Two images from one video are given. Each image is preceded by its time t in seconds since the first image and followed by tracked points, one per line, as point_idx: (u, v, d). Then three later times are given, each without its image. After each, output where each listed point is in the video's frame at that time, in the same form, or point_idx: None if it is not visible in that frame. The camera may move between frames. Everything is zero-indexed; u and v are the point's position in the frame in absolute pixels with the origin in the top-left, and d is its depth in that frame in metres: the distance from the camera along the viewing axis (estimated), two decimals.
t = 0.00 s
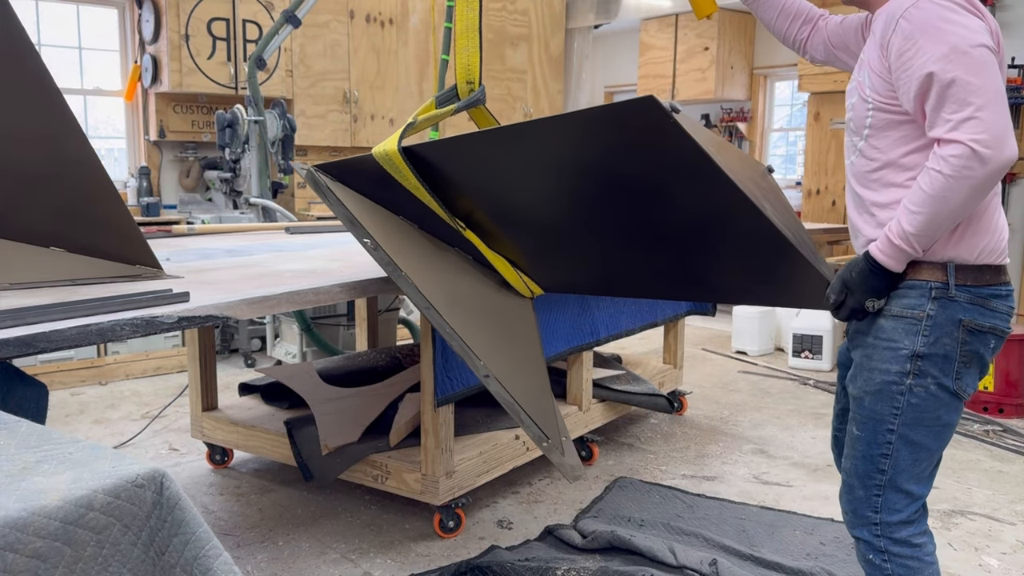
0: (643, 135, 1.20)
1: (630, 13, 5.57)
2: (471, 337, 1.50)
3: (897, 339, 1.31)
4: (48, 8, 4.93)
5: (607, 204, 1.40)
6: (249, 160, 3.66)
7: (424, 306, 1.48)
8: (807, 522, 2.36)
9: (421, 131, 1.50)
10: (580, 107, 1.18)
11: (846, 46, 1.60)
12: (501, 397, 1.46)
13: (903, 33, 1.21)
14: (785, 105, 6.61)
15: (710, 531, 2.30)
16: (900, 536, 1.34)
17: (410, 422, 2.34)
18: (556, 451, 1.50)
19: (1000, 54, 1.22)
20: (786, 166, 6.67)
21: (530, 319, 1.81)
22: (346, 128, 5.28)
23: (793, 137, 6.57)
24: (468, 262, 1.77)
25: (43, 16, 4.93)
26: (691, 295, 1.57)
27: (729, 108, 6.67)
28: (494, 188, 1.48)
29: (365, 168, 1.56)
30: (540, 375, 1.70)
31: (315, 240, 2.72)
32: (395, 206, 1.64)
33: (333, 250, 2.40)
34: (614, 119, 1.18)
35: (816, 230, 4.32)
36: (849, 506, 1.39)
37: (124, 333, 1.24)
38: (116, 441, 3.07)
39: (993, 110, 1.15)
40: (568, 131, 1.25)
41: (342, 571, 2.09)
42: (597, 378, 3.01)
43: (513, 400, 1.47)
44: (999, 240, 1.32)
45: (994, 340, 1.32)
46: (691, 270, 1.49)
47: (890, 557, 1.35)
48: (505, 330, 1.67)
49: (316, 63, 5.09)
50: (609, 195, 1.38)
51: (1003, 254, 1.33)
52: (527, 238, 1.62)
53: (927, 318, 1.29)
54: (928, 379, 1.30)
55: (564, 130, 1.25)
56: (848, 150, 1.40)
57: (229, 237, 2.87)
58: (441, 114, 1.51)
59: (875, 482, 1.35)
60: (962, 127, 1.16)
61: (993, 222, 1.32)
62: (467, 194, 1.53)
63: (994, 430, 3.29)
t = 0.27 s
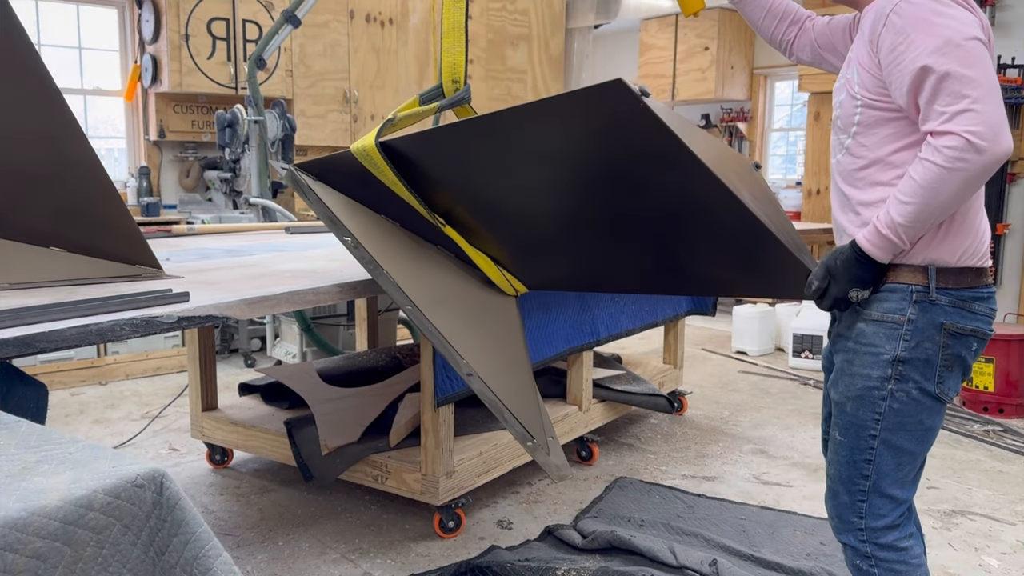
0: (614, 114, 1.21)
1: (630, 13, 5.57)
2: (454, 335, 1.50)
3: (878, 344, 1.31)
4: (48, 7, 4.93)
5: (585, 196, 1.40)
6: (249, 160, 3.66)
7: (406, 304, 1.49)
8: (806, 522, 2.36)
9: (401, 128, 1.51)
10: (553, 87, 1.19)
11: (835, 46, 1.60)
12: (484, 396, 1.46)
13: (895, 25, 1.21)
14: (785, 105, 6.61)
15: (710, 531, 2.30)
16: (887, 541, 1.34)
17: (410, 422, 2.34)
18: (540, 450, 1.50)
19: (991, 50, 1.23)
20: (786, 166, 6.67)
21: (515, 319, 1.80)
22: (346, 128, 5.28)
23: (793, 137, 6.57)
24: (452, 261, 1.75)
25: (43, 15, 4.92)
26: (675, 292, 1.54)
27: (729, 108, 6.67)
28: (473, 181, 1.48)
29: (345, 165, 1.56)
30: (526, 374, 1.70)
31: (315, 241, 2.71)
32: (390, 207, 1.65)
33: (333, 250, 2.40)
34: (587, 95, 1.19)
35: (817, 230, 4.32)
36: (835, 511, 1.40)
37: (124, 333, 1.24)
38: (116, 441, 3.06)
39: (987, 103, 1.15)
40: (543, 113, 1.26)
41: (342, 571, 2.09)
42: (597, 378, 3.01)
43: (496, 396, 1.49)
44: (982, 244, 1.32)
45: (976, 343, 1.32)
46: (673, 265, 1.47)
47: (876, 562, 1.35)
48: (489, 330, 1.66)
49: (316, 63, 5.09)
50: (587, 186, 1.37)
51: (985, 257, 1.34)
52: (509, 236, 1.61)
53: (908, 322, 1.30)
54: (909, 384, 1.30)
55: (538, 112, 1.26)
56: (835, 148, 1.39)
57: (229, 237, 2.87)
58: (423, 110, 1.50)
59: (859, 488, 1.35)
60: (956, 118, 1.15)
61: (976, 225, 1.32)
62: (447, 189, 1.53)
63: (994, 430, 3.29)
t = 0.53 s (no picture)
0: (588, 100, 1.20)
1: (630, 13, 5.57)
2: (443, 331, 1.50)
3: (874, 354, 1.31)
4: (48, 8, 4.93)
5: (568, 185, 1.39)
6: (250, 160, 3.65)
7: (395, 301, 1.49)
8: (807, 522, 2.36)
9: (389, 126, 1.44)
10: (526, 73, 1.18)
11: (820, 52, 1.61)
12: (477, 391, 1.47)
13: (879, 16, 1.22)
14: (785, 105, 6.62)
15: (710, 531, 2.30)
16: (889, 553, 1.33)
17: (410, 422, 2.34)
18: (535, 446, 1.48)
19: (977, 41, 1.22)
20: (786, 166, 6.67)
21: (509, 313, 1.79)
22: (346, 128, 5.29)
23: (793, 137, 6.58)
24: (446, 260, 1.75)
25: (43, 15, 4.92)
26: (661, 271, 1.55)
27: (729, 108, 6.67)
28: (455, 175, 1.46)
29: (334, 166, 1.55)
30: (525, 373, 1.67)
31: (315, 241, 2.71)
32: (388, 208, 1.65)
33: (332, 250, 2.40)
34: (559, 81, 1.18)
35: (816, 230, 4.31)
36: (836, 523, 1.38)
37: (124, 332, 1.24)
38: (116, 442, 3.06)
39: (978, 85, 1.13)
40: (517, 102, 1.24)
41: (342, 571, 2.09)
42: (597, 378, 3.00)
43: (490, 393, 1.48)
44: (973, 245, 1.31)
45: (974, 349, 1.32)
46: (657, 247, 1.47)
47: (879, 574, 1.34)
48: (482, 326, 1.65)
49: (316, 63, 5.10)
50: (569, 174, 1.36)
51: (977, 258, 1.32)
52: (495, 229, 1.60)
53: (904, 330, 1.29)
54: (907, 393, 1.29)
55: (514, 102, 1.25)
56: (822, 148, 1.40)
57: (229, 237, 2.87)
58: (411, 109, 1.41)
59: (859, 500, 1.34)
60: (945, 102, 1.14)
61: (966, 226, 1.31)
62: (430, 184, 1.52)
63: (994, 430, 3.29)
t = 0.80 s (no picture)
0: (563, 92, 1.20)
1: (630, 13, 5.57)
2: (437, 324, 1.50)
3: (856, 353, 1.30)
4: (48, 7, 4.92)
5: (555, 176, 1.39)
6: (249, 160, 3.64)
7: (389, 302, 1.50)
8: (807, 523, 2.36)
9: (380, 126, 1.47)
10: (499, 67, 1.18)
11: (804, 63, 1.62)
12: (473, 388, 1.46)
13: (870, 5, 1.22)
14: (786, 105, 6.61)
15: (710, 531, 2.30)
16: (886, 549, 1.32)
17: (410, 422, 2.34)
18: (533, 441, 1.46)
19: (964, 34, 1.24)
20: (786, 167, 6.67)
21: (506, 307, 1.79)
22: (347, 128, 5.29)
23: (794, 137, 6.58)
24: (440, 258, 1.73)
25: (43, 15, 4.92)
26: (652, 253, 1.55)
27: (730, 108, 6.66)
28: (443, 169, 1.47)
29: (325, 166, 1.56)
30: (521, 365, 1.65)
31: (315, 241, 2.71)
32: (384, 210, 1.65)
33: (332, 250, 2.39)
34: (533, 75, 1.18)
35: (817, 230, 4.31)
36: (830, 525, 1.37)
37: (124, 333, 1.24)
38: (116, 442, 3.06)
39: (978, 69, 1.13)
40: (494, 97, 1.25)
41: (342, 572, 2.09)
42: (598, 378, 3.00)
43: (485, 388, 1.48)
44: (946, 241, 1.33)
45: (953, 343, 1.32)
46: (648, 233, 1.47)
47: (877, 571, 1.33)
48: (479, 321, 1.65)
49: (316, 63, 5.09)
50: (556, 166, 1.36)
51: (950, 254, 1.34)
52: (485, 223, 1.60)
53: (884, 328, 1.29)
54: (891, 390, 1.29)
55: (493, 97, 1.25)
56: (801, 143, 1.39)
57: (230, 237, 2.87)
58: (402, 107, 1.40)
59: (852, 499, 1.33)
60: (945, 85, 1.13)
61: (941, 222, 1.32)
62: (418, 180, 1.53)
63: (994, 430, 3.29)
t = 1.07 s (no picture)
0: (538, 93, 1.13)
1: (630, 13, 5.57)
2: (433, 324, 1.55)
3: (816, 349, 1.31)
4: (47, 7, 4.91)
5: (543, 177, 1.32)
6: (249, 160, 3.64)
7: (385, 302, 1.55)
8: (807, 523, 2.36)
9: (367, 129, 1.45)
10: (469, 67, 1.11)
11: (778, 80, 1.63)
12: (470, 384, 1.52)
13: None
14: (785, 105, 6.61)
15: (711, 531, 2.30)
16: (865, 538, 1.32)
17: (410, 422, 2.34)
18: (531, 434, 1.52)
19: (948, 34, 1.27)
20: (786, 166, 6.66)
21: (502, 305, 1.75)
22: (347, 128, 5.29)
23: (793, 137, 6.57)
24: (433, 257, 1.73)
25: (43, 15, 4.92)
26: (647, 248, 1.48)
27: (729, 108, 6.66)
28: (430, 169, 1.42)
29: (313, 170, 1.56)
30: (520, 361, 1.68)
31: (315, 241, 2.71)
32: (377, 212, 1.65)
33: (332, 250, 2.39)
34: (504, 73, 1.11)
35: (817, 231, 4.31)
36: (809, 519, 1.36)
37: (124, 332, 1.24)
38: (116, 441, 3.07)
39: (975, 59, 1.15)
40: (471, 97, 1.18)
41: (341, 572, 2.09)
42: (597, 378, 3.00)
43: (480, 383, 1.53)
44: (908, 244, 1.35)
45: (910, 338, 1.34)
46: (640, 230, 1.40)
47: (859, 560, 1.33)
48: (474, 317, 1.66)
49: (316, 63, 5.10)
50: (543, 168, 1.30)
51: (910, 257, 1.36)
52: (476, 222, 1.55)
53: (843, 323, 1.30)
54: (853, 383, 1.30)
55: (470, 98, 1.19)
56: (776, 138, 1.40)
57: (230, 237, 2.87)
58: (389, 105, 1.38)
59: (828, 490, 1.33)
60: (944, 72, 1.14)
61: (904, 225, 1.34)
62: (406, 179, 1.48)
63: (994, 430, 3.29)
